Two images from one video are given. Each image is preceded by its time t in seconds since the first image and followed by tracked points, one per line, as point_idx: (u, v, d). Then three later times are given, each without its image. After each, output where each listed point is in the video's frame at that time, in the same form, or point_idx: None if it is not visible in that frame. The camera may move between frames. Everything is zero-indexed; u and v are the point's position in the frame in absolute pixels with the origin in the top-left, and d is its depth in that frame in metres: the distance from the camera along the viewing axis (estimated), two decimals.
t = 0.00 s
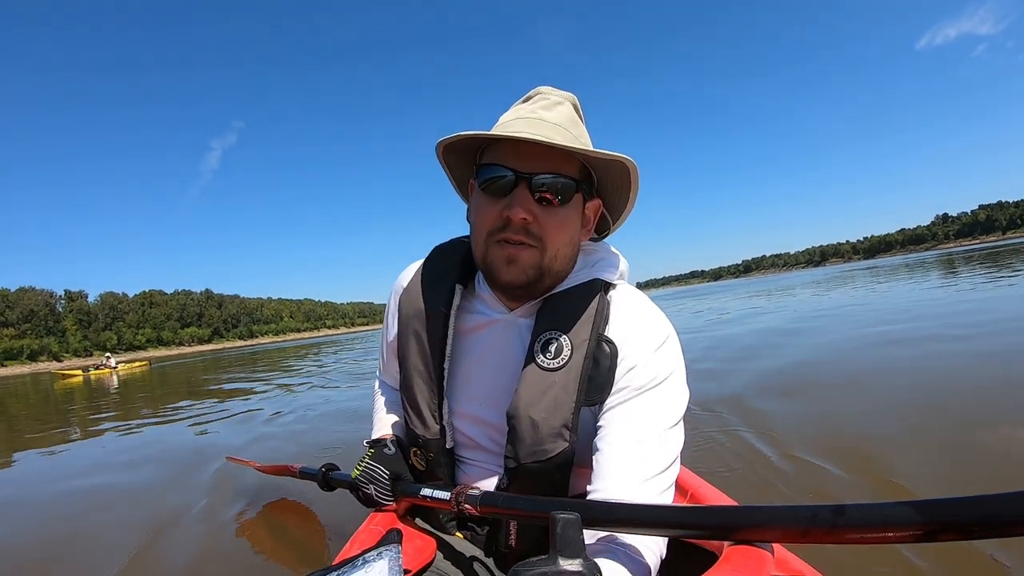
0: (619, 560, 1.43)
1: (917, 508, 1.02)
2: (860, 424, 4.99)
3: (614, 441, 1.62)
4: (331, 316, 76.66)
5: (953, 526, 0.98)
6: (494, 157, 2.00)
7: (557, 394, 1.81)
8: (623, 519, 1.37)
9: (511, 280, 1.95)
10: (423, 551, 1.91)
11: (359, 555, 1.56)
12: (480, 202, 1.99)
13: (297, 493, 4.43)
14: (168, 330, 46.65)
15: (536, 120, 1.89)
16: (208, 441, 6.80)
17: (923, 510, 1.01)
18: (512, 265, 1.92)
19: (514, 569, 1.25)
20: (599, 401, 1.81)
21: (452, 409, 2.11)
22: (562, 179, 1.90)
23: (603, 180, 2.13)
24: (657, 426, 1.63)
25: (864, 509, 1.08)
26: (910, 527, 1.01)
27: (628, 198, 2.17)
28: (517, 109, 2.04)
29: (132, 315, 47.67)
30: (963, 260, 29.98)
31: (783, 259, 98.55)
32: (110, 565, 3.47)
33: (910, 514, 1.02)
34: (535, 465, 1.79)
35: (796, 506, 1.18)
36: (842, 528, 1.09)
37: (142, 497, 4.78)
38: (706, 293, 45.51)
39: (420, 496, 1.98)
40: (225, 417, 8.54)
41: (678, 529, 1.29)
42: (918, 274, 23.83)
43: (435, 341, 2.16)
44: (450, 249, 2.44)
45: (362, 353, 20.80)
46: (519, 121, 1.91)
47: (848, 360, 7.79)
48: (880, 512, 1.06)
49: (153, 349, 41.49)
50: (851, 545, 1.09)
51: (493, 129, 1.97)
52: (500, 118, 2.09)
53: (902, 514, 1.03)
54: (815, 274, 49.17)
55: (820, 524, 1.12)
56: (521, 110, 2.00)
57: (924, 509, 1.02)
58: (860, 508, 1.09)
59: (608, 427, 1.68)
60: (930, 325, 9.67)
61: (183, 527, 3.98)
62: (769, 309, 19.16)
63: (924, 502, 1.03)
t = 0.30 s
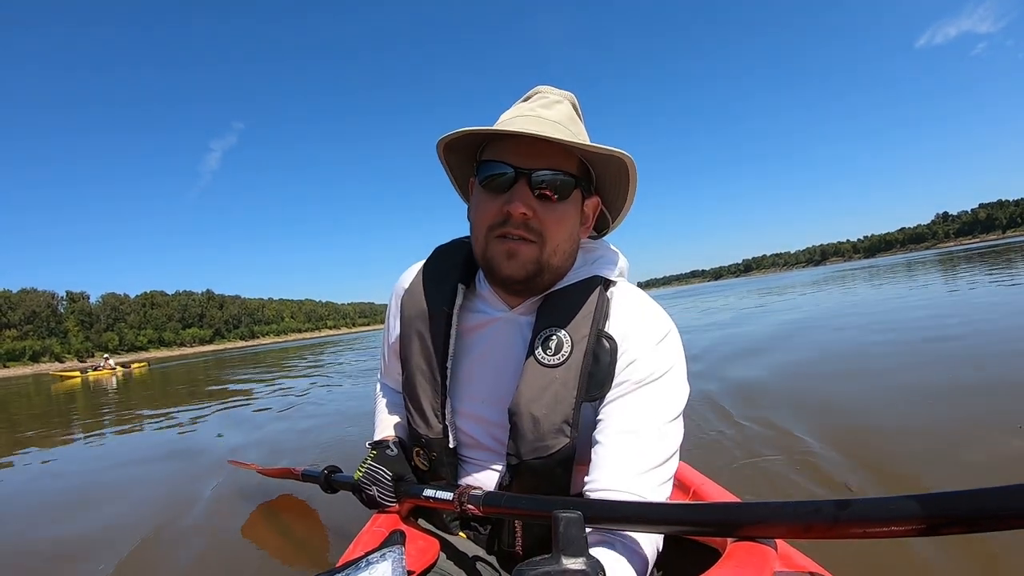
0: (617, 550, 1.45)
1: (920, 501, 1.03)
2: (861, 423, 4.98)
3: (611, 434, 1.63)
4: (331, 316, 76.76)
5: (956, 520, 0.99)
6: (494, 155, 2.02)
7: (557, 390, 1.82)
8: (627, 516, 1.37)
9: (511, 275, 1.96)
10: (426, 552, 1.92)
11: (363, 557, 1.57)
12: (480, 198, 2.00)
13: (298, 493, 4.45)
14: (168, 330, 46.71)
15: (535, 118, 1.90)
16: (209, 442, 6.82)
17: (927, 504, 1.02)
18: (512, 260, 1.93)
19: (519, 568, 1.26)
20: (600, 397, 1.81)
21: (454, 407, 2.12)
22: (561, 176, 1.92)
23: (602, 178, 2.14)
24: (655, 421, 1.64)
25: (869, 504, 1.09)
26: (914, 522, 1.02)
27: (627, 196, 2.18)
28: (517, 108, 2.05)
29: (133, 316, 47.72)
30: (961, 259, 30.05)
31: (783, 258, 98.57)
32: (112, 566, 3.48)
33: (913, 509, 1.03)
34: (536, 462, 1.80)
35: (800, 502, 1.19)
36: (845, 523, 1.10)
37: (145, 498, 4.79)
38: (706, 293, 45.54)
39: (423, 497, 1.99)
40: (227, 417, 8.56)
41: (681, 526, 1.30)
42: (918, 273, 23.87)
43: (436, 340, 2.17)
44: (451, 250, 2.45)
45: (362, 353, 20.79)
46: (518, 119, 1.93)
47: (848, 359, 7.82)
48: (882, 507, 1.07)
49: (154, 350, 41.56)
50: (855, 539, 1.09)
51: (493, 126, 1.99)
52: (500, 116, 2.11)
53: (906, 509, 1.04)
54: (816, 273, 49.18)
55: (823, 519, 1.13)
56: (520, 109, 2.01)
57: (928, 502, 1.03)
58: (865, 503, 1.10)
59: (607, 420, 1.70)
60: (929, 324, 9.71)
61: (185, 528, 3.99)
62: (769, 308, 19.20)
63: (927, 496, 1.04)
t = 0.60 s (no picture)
0: (620, 550, 1.45)
1: (922, 500, 1.03)
2: (861, 424, 4.98)
3: (611, 435, 1.64)
4: (332, 316, 76.81)
5: (957, 518, 1.00)
6: (491, 156, 2.02)
7: (558, 392, 1.83)
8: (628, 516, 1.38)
9: (509, 277, 1.97)
10: (428, 552, 1.93)
11: (365, 557, 1.59)
12: (477, 201, 2.01)
13: (300, 492, 4.45)
14: (170, 329, 46.75)
15: (531, 119, 1.91)
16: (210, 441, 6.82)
17: (928, 502, 1.03)
18: (509, 262, 1.93)
19: (521, 568, 1.26)
20: (600, 399, 1.81)
21: (454, 409, 2.13)
22: (558, 178, 1.92)
23: (600, 178, 2.15)
24: (655, 422, 1.64)
25: (871, 502, 1.10)
26: (915, 520, 1.03)
27: (625, 196, 2.18)
28: (513, 109, 2.06)
29: (135, 314, 47.77)
30: (964, 260, 29.97)
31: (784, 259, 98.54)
32: (113, 565, 3.47)
33: (914, 507, 1.04)
34: (537, 463, 1.81)
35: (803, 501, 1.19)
36: (846, 522, 1.11)
37: (147, 497, 4.79)
38: (707, 293, 45.53)
39: (425, 498, 2.00)
40: (227, 417, 8.56)
41: (683, 525, 1.31)
42: (920, 274, 23.83)
43: (438, 341, 2.18)
44: (450, 251, 2.46)
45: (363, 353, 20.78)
46: (515, 121, 1.94)
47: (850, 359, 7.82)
48: (883, 505, 1.08)
49: (156, 348, 41.61)
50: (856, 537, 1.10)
51: (490, 128, 2.00)
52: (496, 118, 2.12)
53: (907, 507, 1.05)
54: (817, 273, 49.14)
55: (825, 517, 1.14)
56: (517, 109, 2.02)
57: (929, 501, 1.03)
58: (867, 501, 1.11)
59: (607, 421, 1.71)
60: (930, 325, 9.72)
61: (187, 527, 3.98)
62: (771, 308, 19.18)
63: (929, 495, 1.04)
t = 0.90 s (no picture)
0: (619, 549, 1.46)
1: (923, 498, 1.03)
2: (861, 425, 4.98)
3: (610, 436, 1.65)
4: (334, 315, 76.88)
5: (957, 516, 1.00)
6: (489, 159, 2.03)
7: (558, 393, 1.84)
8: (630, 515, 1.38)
9: (507, 280, 1.98)
10: (428, 552, 1.94)
11: (365, 558, 1.59)
12: (476, 204, 2.01)
13: (302, 491, 4.47)
14: (172, 328, 46.85)
15: (528, 120, 1.92)
16: (212, 439, 6.84)
17: (929, 500, 1.03)
18: (508, 266, 1.94)
19: (521, 568, 1.27)
20: (600, 400, 1.81)
21: (454, 410, 2.14)
22: (557, 180, 1.93)
23: (598, 179, 2.15)
24: (653, 424, 1.65)
25: (872, 501, 1.10)
26: (916, 518, 1.03)
27: (624, 197, 2.19)
28: (511, 110, 2.07)
29: (137, 313, 47.87)
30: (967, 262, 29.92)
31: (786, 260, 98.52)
32: (115, 563, 3.48)
33: (915, 505, 1.05)
34: (537, 465, 1.82)
35: (804, 500, 1.20)
36: (847, 520, 1.12)
37: (148, 495, 4.80)
38: (709, 294, 45.51)
39: (425, 498, 2.01)
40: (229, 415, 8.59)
41: (684, 525, 1.31)
42: (922, 275, 23.81)
43: (437, 342, 2.19)
44: (449, 252, 2.47)
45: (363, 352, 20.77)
46: (512, 122, 1.95)
47: (852, 360, 7.82)
48: (885, 503, 1.09)
49: (158, 347, 41.69)
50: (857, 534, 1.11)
51: (488, 131, 2.00)
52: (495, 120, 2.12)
53: (908, 505, 1.05)
54: (819, 274, 49.11)
55: (826, 516, 1.15)
56: (515, 111, 2.03)
57: (930, 499, 1.04)
58: (868, 500, 1.11)
59: (606, 423, 1.71)
60: (933, 325, 9.71)
61: (188, 525, 3.99)
62: (773, 309, 19.18)
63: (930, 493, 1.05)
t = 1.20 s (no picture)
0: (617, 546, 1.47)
1: (925, 496, 1.04)
2: (862, 426, 4.98)
3: (610, 431, 1.65)
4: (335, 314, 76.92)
5: (959, 514, 1.01)
6: (491, 155, 2.04)
7: (559, 389, 1.84)
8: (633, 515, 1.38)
9: (511, 274, 1.98)
10: (429, 552, 1.94)
11: (366, 558, 1.60)
12: (479, 199, 2.02)
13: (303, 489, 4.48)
14: (174, 326, 46.90)
15: (530, 117, 1.93)
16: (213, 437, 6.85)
17: (932, 499, 1.04)
18: (511, 260, 1.95)
19: (522, 568, 1.28)
20: (600, 395, 1.81)
21: (457, 407, 2.14)
22: (559, 176, 1.94)
23: (600, 174, 2.15)
24: (652, 420, 1.66)
25: (874, 500, 1.10)
26: (919, 516, 1.04)
27: (626, 193, 2.19)
28: (513, 108, 2.08)
29: (138, 311, 47.94)
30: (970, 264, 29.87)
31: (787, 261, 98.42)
32: (116, 561, 3.49)
33: (917, 503, 1.05)
34: (538, 460, 1.82)
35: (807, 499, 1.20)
36: (848, 519, 1.12)
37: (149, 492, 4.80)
38: (710, 294, 45.49)
39: (426, 498, 2.01)
40: (231, 413, 8.60)
41: (685, 523, 1.32)
42: (924, 277, 23.77)
43: (441, 340, 2.20)
44: (453, 251, 2.48)
45: (364, 351, 20.76)
46: (514, 119, 1.95)
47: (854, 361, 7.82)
48: (887, 503, 1.09)
49: (160, 345, 41.72)
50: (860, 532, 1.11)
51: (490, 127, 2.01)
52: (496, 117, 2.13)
53: (909, 502, 1.06)
54: (821, 275, 49.05)
55: (827, 514, 1.15)
56: (517, 109, 2.04)
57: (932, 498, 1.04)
58: (870, 499, 1.11)
59: (605, 417, 1.72)
60: (935, 326, 9.70)
61: (189, 523, 3.99)
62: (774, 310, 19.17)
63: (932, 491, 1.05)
